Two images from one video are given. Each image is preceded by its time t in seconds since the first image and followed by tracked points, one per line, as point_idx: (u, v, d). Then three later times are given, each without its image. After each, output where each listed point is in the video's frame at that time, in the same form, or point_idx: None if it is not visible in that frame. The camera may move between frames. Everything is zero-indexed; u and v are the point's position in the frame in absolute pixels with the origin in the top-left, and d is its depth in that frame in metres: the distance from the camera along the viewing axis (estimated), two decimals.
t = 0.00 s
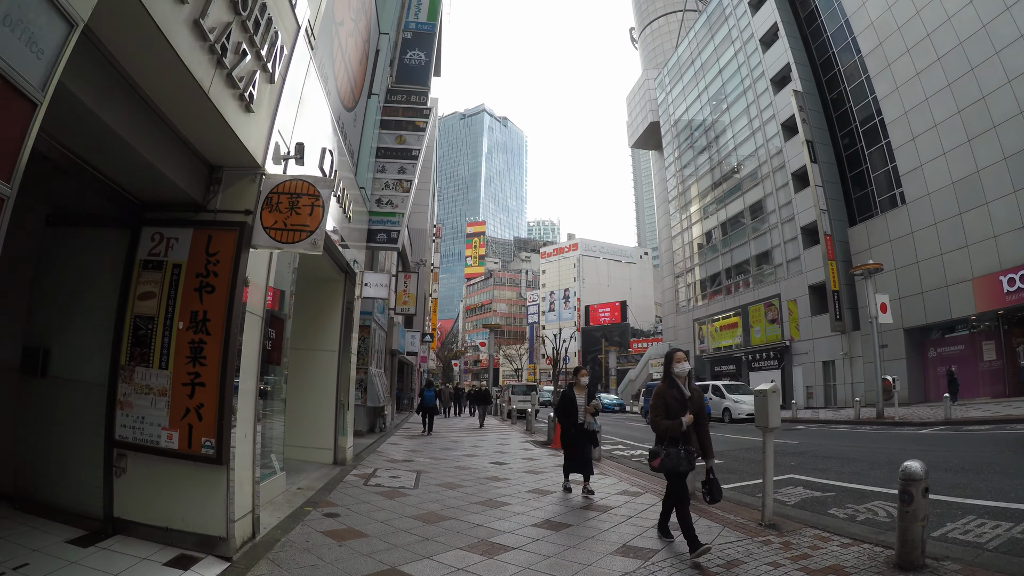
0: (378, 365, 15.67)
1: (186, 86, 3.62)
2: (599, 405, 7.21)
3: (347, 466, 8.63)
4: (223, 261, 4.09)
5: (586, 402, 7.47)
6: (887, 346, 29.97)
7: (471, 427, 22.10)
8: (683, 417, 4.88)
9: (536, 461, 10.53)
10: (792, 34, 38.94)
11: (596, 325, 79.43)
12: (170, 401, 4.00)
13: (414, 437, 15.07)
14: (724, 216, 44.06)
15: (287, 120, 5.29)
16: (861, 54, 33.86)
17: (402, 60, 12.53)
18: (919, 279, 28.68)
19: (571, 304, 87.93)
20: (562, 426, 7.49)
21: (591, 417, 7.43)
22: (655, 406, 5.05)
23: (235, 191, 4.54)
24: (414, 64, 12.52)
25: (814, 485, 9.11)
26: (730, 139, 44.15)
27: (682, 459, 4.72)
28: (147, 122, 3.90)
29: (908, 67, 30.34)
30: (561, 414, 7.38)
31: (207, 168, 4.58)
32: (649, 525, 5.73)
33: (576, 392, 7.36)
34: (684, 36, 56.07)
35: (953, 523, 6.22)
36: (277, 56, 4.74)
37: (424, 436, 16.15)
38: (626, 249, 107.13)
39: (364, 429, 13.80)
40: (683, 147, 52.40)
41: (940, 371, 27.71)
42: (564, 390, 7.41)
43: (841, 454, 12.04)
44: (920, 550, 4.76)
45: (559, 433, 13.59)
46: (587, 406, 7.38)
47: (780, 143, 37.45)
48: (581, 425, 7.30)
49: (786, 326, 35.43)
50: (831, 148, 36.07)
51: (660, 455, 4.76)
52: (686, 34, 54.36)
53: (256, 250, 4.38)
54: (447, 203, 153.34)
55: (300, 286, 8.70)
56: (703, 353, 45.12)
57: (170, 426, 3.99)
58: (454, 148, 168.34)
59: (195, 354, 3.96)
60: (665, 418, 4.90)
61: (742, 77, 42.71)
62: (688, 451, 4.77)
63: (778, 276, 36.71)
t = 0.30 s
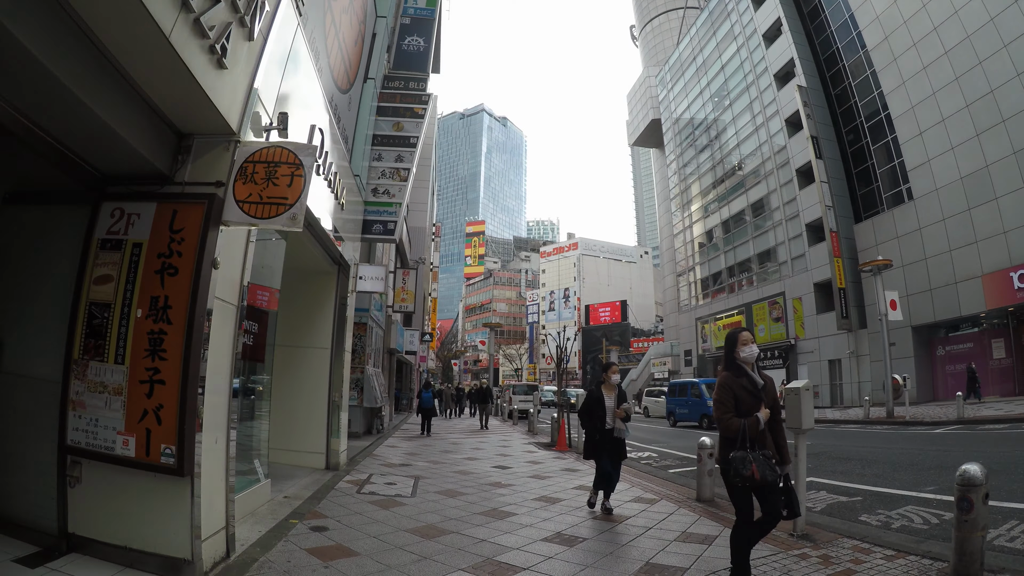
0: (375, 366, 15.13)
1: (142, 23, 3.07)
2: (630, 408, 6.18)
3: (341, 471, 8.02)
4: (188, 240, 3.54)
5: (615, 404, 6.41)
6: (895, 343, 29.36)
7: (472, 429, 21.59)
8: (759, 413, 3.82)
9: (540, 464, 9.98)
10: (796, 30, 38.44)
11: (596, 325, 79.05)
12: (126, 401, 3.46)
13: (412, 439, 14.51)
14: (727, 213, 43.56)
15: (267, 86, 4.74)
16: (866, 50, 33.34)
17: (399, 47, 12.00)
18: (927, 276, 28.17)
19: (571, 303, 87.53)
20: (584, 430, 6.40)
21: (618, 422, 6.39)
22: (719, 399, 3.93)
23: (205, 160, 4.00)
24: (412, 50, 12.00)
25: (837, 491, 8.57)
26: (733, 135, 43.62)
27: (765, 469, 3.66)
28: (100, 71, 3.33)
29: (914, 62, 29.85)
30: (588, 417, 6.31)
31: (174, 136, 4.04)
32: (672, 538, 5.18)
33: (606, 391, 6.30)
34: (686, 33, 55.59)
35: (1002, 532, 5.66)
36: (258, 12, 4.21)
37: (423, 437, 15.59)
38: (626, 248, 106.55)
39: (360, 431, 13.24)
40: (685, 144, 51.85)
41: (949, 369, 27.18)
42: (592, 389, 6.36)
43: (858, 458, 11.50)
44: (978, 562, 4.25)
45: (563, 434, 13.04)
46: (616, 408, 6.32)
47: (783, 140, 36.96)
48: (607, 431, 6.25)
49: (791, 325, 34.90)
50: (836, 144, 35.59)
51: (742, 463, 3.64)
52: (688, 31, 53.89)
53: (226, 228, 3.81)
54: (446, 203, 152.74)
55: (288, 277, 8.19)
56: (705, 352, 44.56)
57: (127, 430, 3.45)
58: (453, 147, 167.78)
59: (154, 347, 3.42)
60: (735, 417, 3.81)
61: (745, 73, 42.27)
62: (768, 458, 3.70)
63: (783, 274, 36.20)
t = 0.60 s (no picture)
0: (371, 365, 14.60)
1: None
2: (673, 415, 5.03)
3: (332, 478, 7.50)
4: (141, 214, 3.03)
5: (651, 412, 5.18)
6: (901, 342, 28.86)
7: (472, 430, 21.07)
8: (888, 432, 3.14)
9: (546, 469, 9.46)
10: (799, 26, 37.92)
11: (596, 325, 78.63)
12: (67, 404, 2.92)
13: (410, 441, 13.97)
14: (729, 212, 43.05)
15: (245, 47, 4.27)
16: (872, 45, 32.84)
17: (396, 31, 11.45)
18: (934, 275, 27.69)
19: (571, 303, 87.03)
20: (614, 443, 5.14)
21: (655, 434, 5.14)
22: (841, 416, 3.15)
23: (167, 126, 3.44)
24: (410, 36, 11.41)
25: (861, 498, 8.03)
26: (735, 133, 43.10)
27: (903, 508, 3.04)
28: (40, 17, 2.76)
29: (920, 57, 29.37)
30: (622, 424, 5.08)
31: (133, 97, 3.48)
32: (698, 556, 4.65)
33: (641, 395, 5.16)
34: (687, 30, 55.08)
35: None
36: None
37: (421, 439, 15.03)
38: (626, 248, 106.06)
39: (356, 433, 12.69)
40: (686, 143, 51.31)
41: (957, 368, 26.73)
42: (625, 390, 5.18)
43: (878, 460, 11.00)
44: None
45: (567, 436, 12.49)
46: (653, 416, 5.12)
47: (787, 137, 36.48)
48: (642, 443, 5.02)
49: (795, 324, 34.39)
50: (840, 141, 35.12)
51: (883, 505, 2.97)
52: (689, 28, 53.38)
53: (188, 200, 3.29)
54: (445, 202, 152.13)
55: (273, 270, 7.68)
56: (706, 352, 44.00)
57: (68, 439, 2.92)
58: (452, 147, 167.11)
59: (98, 340, 2.89)
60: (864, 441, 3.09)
61: (748, 70, 41.81)
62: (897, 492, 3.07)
63: (786, 273, 35.71)
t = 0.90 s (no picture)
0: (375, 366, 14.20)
1: None
2: (746, 418, 4.19)
3: (327, 485, 6.98)
4: (85, 172, 2.53)
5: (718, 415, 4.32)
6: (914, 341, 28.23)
7: (477, 431, 20.58)
8: None
9: (555, 473, 8.97)
10: (808, 20, 37.26)
11: (601, 325, 78.10)
12: None
13: (414, 444, 13.51)
14: (737, 210, 42.40)
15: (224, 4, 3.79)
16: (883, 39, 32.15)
17: (399, 16, 10.96)
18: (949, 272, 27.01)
19: (576, 303, 86.48)
20: (677, 456, 4.28)
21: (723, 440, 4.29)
22: None
23: (127, 75, 2.93)
24: (413, 20, 10.91)
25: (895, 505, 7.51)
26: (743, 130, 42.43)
27: None
28: None
29: (933, 50, 28.69)
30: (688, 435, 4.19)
31: (89, 45, 2.98)
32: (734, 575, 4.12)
33: (708, 392, 4.30)
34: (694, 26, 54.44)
35: None
36: None
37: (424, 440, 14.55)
38: (631, 248, 105.32)
39: (356, 434, 12.22)
40: (693, 140, 50.69)
41: (971, 367, 26.07)
42: (685, 392, 4.29)
43: (905, 463, 10.42)
44: None
45: (577, 438, 11.98)
46: (724, 420, 4.26)
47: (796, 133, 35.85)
48: (712, 454, 4.16)
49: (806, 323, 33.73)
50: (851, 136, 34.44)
51: None
52: (696, 24, 52.74)
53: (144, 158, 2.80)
54: (449, 202, 151.85)
55: (260, 266, 7.16)
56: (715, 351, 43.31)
57: None
58: (457, 147, 166.69)
59: (29, 323, 2.39)
60: None
61: (756, 65, 41.18)
62: None
63: (796, 271, 35.06)
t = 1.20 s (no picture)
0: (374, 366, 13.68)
1: None
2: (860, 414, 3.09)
3: (322, 491, 6.48)
4: (13, 112, 2.07)
5: (822, 407, 3.18)
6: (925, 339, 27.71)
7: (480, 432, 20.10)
8: None
9: (567, 476, 8.51)
10: (814, 14, 36.68)
11: (603, 325, 77.52)
12: None
13: (416, 445, 13.02)
14: (742, 207, 41.79)
15: None
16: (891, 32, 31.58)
17: None
18: (961, 269, 26.44)
19: (578, 303, 85.99)
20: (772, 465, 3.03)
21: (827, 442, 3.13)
22: None
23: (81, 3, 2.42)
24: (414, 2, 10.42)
25: (932, 509, 7.00)
26: (748, 126, 41.92)
27: None
28: None
29: (943, 44, 28.13)
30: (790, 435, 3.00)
31: None
32: None
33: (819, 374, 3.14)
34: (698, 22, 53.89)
35: None
36: None
37: (427, 441, 14.06)
38: (633, 247, 104.76)
39: (356, 435, 11.76)
40: (697, 138, 50.20)
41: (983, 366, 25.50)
42: (788, 378, 3.10)
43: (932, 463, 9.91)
44: None
45: (587, 439, 11.48)
46: (829, 416, 3.12)
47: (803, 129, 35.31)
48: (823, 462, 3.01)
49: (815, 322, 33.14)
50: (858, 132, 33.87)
51: None
52: (699, 20, 52.19)
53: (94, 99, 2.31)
54: (451, 202, 151.49)
55: (248, 256, 6.68)
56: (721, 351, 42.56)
57: None
58: (458, 147, 166.29)
59: None
60: None
61: (762, 61, 40.63)
62: None
63: (804, 269, 34.51)
